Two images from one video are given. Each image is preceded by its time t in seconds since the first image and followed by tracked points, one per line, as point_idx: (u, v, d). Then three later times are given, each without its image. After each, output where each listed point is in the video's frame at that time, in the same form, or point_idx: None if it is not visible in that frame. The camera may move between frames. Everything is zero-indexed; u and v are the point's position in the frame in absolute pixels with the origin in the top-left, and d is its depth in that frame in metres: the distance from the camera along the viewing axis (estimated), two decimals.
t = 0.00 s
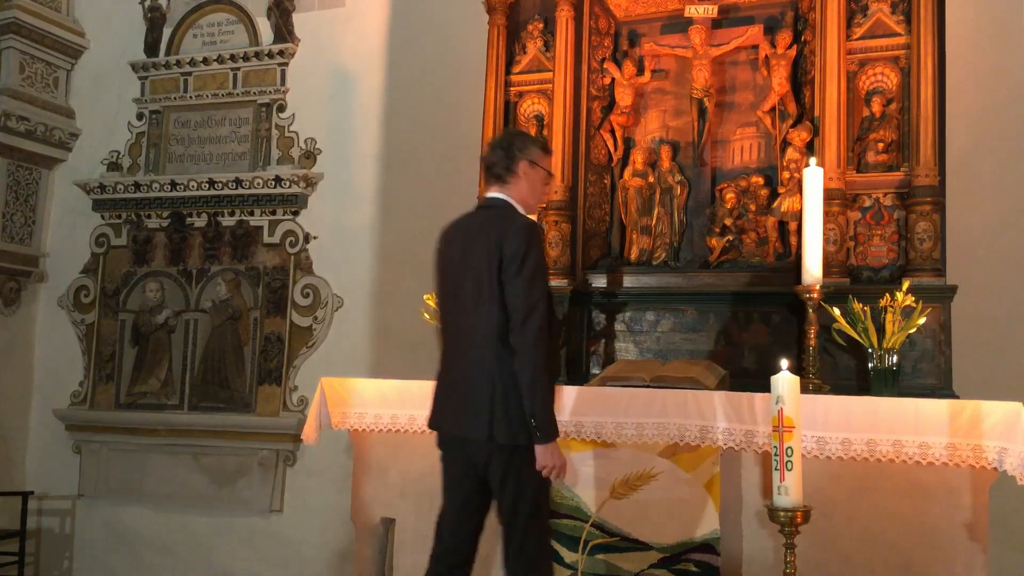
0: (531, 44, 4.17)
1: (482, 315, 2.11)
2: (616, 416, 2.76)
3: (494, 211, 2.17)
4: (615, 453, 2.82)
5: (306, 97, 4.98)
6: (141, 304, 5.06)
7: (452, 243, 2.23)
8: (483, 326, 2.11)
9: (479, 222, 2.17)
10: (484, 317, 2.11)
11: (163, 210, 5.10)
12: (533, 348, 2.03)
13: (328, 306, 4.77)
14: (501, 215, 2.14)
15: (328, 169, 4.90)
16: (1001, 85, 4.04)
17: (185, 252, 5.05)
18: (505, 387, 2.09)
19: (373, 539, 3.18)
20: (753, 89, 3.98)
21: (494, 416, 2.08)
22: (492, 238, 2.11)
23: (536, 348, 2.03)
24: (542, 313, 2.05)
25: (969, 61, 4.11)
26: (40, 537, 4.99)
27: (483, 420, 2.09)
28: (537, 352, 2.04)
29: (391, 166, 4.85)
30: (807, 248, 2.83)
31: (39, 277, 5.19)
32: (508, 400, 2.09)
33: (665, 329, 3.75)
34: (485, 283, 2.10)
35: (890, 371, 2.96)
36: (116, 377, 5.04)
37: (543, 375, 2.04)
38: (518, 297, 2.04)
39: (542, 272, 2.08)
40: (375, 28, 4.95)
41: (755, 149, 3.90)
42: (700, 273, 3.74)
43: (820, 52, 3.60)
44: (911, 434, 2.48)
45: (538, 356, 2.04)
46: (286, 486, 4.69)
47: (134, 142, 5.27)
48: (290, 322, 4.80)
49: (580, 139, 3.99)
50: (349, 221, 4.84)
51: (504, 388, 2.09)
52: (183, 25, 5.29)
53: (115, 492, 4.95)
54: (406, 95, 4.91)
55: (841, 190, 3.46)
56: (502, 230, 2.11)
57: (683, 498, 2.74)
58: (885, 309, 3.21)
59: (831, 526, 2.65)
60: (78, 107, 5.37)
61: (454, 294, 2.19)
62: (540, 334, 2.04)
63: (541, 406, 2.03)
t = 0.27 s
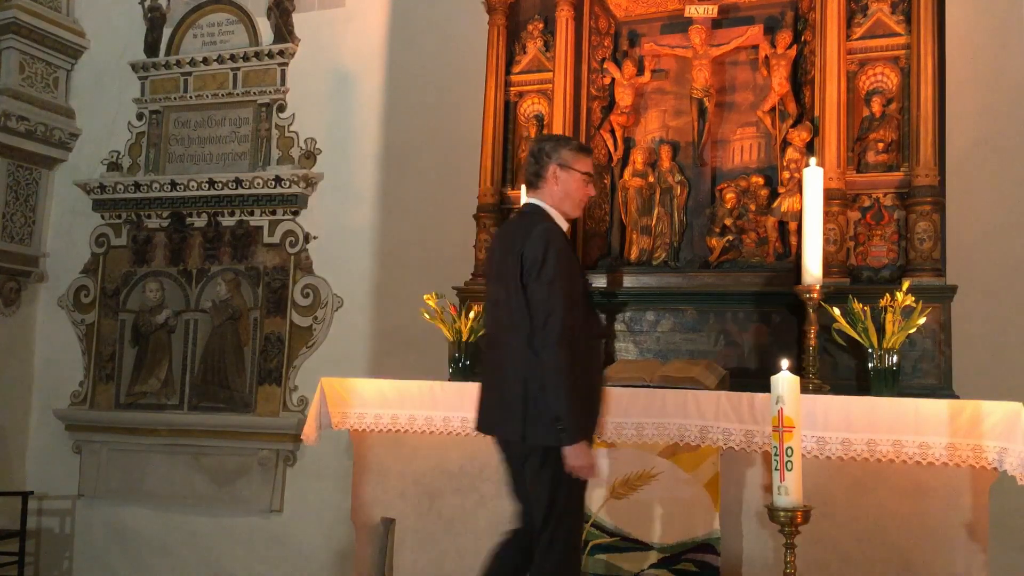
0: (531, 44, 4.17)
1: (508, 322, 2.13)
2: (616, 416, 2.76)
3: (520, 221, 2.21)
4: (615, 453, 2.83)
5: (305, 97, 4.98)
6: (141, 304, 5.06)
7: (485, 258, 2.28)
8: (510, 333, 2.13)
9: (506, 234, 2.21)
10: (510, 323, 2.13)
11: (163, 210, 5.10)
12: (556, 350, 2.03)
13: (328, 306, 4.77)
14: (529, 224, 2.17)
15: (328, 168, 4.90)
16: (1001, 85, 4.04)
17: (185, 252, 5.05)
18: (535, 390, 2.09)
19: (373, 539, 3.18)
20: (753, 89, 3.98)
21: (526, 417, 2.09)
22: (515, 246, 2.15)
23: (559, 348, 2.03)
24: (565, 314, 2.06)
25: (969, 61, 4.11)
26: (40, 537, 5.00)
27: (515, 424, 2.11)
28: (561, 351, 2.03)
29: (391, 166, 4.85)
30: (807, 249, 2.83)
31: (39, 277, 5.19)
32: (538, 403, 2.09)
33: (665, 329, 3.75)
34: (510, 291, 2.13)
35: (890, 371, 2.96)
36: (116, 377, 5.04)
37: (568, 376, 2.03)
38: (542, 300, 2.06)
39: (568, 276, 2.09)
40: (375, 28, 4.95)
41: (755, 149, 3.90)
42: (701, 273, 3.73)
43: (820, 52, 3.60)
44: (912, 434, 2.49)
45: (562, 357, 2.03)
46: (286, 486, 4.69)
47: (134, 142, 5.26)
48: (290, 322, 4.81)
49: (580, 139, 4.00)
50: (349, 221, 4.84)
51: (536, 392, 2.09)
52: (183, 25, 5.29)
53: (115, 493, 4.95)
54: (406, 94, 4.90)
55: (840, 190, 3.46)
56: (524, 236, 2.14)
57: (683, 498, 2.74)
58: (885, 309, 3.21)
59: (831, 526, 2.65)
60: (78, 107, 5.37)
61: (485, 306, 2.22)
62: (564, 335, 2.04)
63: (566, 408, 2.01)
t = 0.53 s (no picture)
0: (531, 44, 4.17)
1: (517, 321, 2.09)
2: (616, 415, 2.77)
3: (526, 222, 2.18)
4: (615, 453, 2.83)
5: (305, 97, 4.98)
6: (141, 304, 5.06)
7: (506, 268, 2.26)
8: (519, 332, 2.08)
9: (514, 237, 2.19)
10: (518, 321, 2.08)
11: (163, 210, 5.10)
12: (551, 334, 1.94)
13: (328, 306, 4.77)
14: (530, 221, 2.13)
15: (328, 169, 4.90)
16: (1002, 86, 4.04)
17: (185, 252, 5.05)
18: (541, 383, 2.03)
19: (373, 539, 3.18)
20: (753, 89, 3.98)
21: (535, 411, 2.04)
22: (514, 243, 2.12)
23: (551, 331, 1.94)
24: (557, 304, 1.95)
25: (969, 61, 4.11)
26: (40, 537, 4.99)
27: (522, 420, 2.06)
28: (554, 334, 1.94)
29: (391, 167, 4.85)
30: (807, 249, 2.83)
31: (39, 277, 5.19)
32: (547, 400, 2.02)
33: (665, 329, 3.74)
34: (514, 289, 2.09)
35: (890, 371, 2.96)
36: (116, 377, 5.04)
37: (567, 360, 1.93)
38: (532, 286, 1.99)
39: (559, 264, 2.00)
40: (375, 28, 4.95)
41: (755, 149, 3.90)
42: (701, 273, 3.74)
43: (820, 52, 3.60)
44: (912, 434, 2.49)
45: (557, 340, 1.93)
46: (286, 486, 4.69)
47: (134, 142, 5.26)
48: (290, 322, 4.80)
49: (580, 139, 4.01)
50: (349, 221, 4.84)
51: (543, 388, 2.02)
52: (183, 25, 5.29)
53: (115, 493, 4.95)
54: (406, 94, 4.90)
55: (840, 190, 3.46)
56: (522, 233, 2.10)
57: (683, 498, 2.74)
58: (885, 309, 3.20)
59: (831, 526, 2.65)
60: (78, 107, 5.37)
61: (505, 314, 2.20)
62: (558, 319, 1.94)
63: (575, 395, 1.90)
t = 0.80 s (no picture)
0: (532, 44, 4.17)
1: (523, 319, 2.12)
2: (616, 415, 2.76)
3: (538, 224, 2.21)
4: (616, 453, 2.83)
5: (305, 97, 4.98)
6: (141, 304, 5.06)
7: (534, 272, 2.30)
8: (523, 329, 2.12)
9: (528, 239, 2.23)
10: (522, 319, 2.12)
11: (163, 210, 5.10)
12: (530, 325, 1.97)
13: (328, 306, 4.77)
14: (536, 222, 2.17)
15: (328, 169, 4.90)
16: (1002, 86, 4.03)
17: (185, 252, 5.05)
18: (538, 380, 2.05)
19: (373, 539, 3.18)
20: (753, 89, 3.98)
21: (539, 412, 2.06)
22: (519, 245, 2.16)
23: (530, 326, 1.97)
24: (538, 298, 1.98)
25: (969, 62, 4.11)
26: (40, 537, 4.99)
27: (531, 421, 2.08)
28: (534, 327, 1.97)
29: (391, 167, 4.85)
30: (807, 249, 2.83)
31: (39, 277, 5.19)
32: (541, 393, 2.05)
33: (665, 329, 3.73)
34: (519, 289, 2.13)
35: (890, 371, 2.96)
36: (116, 376, 5.04)
37: (545, 352, 1.94)
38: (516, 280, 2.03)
39: (544, 259, 2.02)
40: (375, 28, 4.95)
41: (755, 149, 3.90)
42: (701, 273, 3.75)
43: (820, 52, 3.60)
44: (911, 434, 2.49)
45: (535, 331, 1.96)
46: (286, 486, 4.69)
47: (134, 142, 5.26)
48: (290, 322, 4.80)
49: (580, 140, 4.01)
50: (349, 221, 4.84)
51: (536, 383, 2.06)
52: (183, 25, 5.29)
53: (115, 493, 4.95)
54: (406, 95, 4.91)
55: (840, 190, 3.47)
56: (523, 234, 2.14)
57: (683, 498, 2.74)
58: (885, 309, 3.20)
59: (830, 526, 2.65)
60: (78, 107, 5.38)
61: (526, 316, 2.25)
62: (537, 313, 1.97)
63: (562, 378, 1.91)
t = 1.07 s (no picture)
0: (531, 44, 4.17)
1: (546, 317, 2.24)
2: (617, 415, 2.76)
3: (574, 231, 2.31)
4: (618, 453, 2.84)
5: (305, 97, 4.98)
6: (141, 304, 5.06)
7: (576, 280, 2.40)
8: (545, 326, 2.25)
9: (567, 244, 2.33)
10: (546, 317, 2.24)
11: (163, 210, 5.10)
12: (534, 319, 2.12)
13: (329, 306, 4.77)
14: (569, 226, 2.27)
15: (328, 169, 4.90)
16: (1001, 86, 4.03)
17: (185, 252, 5.05)
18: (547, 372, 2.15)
19: (373, 539, 3.18)
20: (753, 89, 3.97)
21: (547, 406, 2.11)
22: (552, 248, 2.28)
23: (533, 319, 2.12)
24: (541, 307, 2.12)
25: (969, 62, 4.11)
26: (40, 537, 4.99)
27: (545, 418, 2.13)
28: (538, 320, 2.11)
29: (391, 167, 4.85)
30: (807, 249, 2.83)
31: (39, 277, 5.19)
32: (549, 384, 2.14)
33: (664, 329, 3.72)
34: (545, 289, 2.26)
35: (890, 371, 2.96)
36: (116, 376, 5.03)
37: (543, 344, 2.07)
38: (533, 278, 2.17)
39: (550, 270, 2.13)
40: (375, 28, 4.95)
41: (755, 149, 3.90)
42: (701, 273, 3.75)
43: (820, 52, 3.60)
44: (911, 434, 2.49)
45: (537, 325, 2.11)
46: (286, 486, 4.69)
47: (134, 142, 5.26)
48: (290, 322, 4.80)
49: (580, 140, 4.02)
50: (349, 221, 4.84)
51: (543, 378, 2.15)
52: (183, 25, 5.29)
53: (115, 493, 4.95)
54: (407, 95, 4.91)
55: (840, 190, 3.47)
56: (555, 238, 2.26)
57: (683, 497, 2.74)
58: (885, 309, 3.20)
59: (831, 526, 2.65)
60: (78, 108, 5.38)
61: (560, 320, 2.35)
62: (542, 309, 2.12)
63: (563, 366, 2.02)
